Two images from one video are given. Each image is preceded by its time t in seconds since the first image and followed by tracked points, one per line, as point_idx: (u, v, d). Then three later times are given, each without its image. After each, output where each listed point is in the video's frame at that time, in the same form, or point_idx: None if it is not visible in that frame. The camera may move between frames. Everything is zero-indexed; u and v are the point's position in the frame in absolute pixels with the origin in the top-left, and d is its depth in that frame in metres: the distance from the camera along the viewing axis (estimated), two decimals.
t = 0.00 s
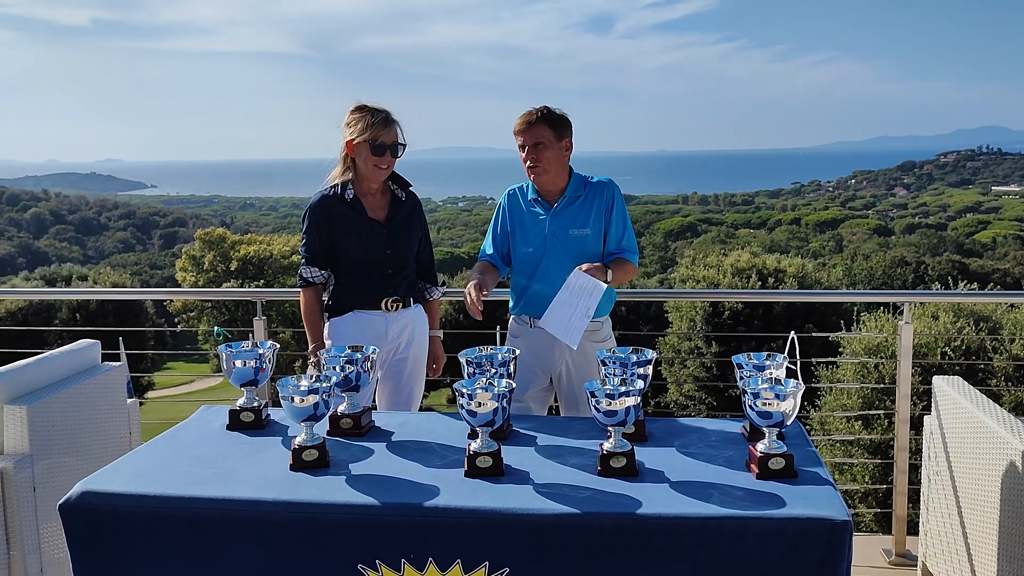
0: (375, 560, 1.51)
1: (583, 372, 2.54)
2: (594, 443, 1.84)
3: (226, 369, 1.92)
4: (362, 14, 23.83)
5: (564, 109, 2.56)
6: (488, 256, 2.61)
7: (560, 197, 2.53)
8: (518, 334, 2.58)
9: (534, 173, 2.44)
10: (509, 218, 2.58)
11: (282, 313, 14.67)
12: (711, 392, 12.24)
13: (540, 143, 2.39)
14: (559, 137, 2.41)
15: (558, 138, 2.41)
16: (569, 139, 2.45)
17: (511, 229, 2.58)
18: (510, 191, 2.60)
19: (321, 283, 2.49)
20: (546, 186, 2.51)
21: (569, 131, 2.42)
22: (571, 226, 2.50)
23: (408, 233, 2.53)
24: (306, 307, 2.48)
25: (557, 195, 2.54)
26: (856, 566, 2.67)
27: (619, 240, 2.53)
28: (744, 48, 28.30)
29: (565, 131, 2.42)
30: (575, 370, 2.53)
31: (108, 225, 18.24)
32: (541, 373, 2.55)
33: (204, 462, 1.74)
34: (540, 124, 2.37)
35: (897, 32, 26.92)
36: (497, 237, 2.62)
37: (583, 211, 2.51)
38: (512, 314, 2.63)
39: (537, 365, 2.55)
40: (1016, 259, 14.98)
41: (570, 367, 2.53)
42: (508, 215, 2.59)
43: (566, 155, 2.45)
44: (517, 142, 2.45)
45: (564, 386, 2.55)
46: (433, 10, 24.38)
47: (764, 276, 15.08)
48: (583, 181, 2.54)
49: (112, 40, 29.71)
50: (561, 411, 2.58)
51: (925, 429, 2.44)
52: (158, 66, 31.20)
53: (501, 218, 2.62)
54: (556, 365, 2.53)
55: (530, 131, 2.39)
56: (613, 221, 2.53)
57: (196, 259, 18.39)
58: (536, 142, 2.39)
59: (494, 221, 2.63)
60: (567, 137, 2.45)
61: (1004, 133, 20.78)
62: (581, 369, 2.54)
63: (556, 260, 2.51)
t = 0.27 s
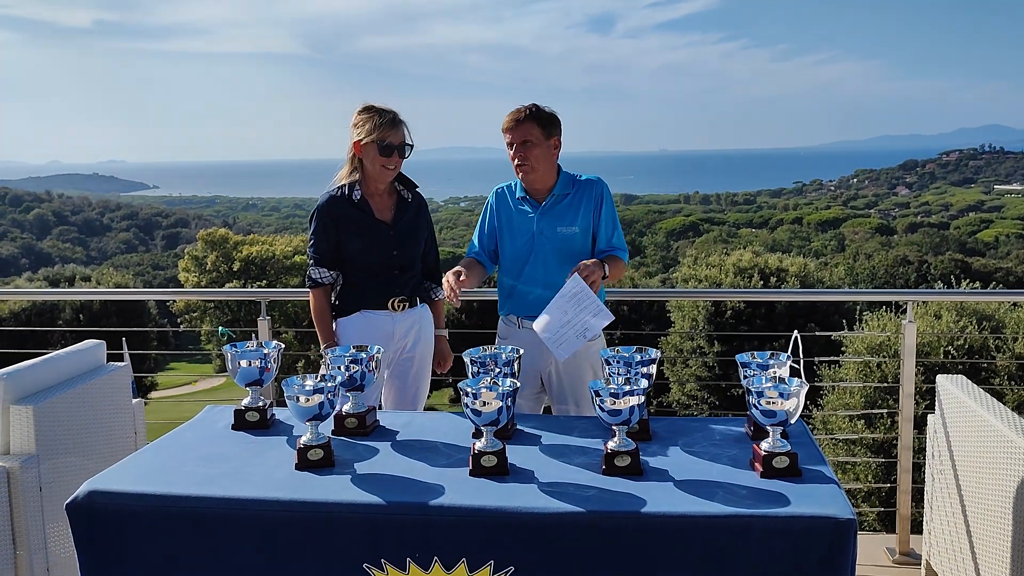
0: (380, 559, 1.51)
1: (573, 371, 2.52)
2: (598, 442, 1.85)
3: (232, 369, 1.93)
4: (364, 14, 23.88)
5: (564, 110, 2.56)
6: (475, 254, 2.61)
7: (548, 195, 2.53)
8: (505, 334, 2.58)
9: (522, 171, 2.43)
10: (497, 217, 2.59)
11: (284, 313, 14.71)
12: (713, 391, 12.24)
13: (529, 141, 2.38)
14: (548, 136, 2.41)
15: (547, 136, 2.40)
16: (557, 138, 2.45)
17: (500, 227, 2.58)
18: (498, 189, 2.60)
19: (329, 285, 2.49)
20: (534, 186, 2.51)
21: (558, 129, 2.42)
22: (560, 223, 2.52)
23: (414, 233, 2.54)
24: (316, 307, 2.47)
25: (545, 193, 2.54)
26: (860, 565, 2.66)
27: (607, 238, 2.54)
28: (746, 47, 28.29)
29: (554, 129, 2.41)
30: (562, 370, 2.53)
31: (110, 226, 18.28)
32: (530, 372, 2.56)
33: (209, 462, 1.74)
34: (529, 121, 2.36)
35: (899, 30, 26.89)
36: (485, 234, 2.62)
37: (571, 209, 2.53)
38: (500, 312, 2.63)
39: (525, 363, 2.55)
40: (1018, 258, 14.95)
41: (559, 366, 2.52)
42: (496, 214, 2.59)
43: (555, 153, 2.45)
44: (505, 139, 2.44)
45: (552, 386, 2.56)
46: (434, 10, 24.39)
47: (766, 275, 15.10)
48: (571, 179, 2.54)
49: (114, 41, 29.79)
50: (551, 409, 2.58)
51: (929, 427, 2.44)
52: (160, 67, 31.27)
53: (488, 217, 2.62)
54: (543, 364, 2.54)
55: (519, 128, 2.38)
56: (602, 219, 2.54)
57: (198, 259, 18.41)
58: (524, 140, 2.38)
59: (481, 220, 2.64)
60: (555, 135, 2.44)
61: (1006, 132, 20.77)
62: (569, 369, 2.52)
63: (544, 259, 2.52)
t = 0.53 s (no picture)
0: (383, 559, 1.51)
1: (560, 370, 2.53)
2: (600, 441, 1.85)
3: (233, 369, 1.93)
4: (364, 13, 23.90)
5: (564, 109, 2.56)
6: (463, 251, 2.60)
7: (536, 193, 2.53)
8: (494, 335, 2.58)
9: (511, 169, 2.44)
10: (484, 216, 2.58)
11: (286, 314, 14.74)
12: (715, 390, 12.24)
13: (517, 138, 2.39)
14: (536, 134, 2.41)
15: (536, 133, 2.40)
16: (546, 136, 2.46)
17: (488, 226, 2.58)
18: (486, 187, 2.59)
19: (334, 285, 2.50)
20: (522, 184, 2.51)
21: (546, 128, 2.42)
22: (548, 222, 2.51)
23: (418, 233, 2.54)
24: (321, 307, 2.50)
25: (533, 192, 2.54)
26: (863, 563, 2.66)
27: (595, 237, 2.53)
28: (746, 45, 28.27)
29: (542, 127, 2.42)
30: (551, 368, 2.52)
31: (111, 226, 18.31)
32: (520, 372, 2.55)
33: (212, 462, 1.74)
34: (517, 119, 2.36)
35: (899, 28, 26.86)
36: (473, 233, 2.62)
37: (559, 208, 2.52)
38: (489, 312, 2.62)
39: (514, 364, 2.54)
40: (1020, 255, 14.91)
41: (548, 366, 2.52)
42: (483, 212, 2.58)
43: (543, 151, 2.45)
44: (494, 136, 2.44)
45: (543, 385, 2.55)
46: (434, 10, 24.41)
47: (767, 274, 15.12)
48: (560, 178, 2.54)
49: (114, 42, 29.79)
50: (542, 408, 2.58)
51: (931, 425, 2.44)
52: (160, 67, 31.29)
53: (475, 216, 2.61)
54: (532, 363, 2.53)
55: (507, 126, 2.38)
56: (590, 217, 2.52)
57: (199, 260, 18.45)
58: (512, 138, 2.39)
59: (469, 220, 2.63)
60: (544, 133, 2.45)
61: (1008, 130, 20.71)
62: (556, 368, 2.53)
63: (533, 257, 2.51)
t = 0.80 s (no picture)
0: (383, 558, 1.52)
1: (552, 365, 2.52)
2: (600, 440, 1.85)
3: (233, 370, 1.93)
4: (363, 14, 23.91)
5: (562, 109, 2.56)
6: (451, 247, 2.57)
7: (522, 189, 2.49)
8: (483, 332, 2.55)
9: (494, 165, 2.40)
10: (469, 213, 2.54)
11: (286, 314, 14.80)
12: (715, 389, 12.25)
13: (500, 134, 2.35)
14: (520, 131, 2.38)
15: (520, 130, 2.38)
16: (530, 134, 2.42)
17: (474, 223, 2.54)
18: (471, 184, 2.56)
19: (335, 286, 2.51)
20: (508, 180, 2.47)
21: (530, 125, 2.40)
22: (533, 218, 2.47)
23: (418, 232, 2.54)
24: (321, 307, 2.51)
25: (519, 188, 2.50)
26: (862, 562, 2.67)
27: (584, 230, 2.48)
28: (745, 45, 28.27)
29: (526, 124, 2.39)
30: (541, 364, 2.51)
31: (112, 228, 18.35)
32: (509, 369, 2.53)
33: (213, 463, 1.75)
34: (501, 115, 2.34)
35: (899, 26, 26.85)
36: (462, 232, 2.57)
37: (544, 204, 2.48)
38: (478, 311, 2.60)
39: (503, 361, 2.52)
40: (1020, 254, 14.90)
41: (538, 362, 2.51)
42: (467, 209, 2.54)
43: (527, 148, 2.42)
44: (477, 133, 2.41)
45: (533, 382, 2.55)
46: (433, 10, 24.44)
47: (767, 274, 15.12)
48: (544, 173, 2.50)
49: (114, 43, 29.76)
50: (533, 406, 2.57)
51: (929, 424, 2.44)
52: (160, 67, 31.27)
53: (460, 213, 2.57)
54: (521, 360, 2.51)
55: (490, 122, 2.36)
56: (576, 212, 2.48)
57: (200, 261, 18.50)
58: (495, 133, 2.35)
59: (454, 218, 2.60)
60: (528, 132, 2.42)
61: (1008, 128, 20.71)
62: (548, 365, 2.52)
63: (519, 253, 2.47)
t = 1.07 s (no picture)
0: (382, 559, 1.52)
1: (546, 367, 2.51)
2: (598, 440, 1.85)
3: (233, 370, 1.93)
4: (362, 15, 23.94)
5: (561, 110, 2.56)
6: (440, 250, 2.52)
7: (510, 192, 2.44)
8: (476, 335, 2.55)
9: (481, 169, 2.35)
10: (457, 217, 2.50)
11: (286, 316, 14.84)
12: (715, 389, 12.26)
13: (485, 138, 2.30)
14: (506, 133, 2.33)
15: (506, 133, 2.33)
16: (515, 136, 2.37)
17: (462, 226, 2.49)
18: (457, 186, 2.51)
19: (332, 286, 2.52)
20: (495, 183, 2.42)
21: (516, 127, 2.34)
22: (522, 222, 2.43)
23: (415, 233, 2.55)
24: (318, 307, 2.52)
25: (507, 191, 2.45)
26: (862, 561, 2.66)
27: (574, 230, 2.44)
28: (745, 45, 28.28)
29: (512, 126, 2.34)
30: (536, 365, 2.51)
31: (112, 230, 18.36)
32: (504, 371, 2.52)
33: (212, 464, 1.75)
34: (485, 118, 2.28)
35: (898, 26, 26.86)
36: (450, 236, 2.53)
37: (532, 207, 2.43)
38: (471, 314, 2.57)
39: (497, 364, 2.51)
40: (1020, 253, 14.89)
41: (533, 364, 2.50)
42: (454, 213, 2.50)
43: (514, 150, 2.37)
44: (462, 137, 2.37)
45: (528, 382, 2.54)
46: (432, 12, 24.46)
47: (767, 274, 15.09)
48: (532, 175, 2.45)
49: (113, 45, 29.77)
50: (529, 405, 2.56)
51: (929, 424, 2.44)
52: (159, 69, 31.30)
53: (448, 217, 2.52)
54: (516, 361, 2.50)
55: (475, 126, 2.31)
56: (566, 212, 2.44)
57: (200, 263, 18.54)
58: (481, 137, 2.30)
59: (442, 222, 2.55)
60: (515, 134, 2.37)
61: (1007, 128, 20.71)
62: (543, 366, 2.51)
63: (509, 258, 2.43)
